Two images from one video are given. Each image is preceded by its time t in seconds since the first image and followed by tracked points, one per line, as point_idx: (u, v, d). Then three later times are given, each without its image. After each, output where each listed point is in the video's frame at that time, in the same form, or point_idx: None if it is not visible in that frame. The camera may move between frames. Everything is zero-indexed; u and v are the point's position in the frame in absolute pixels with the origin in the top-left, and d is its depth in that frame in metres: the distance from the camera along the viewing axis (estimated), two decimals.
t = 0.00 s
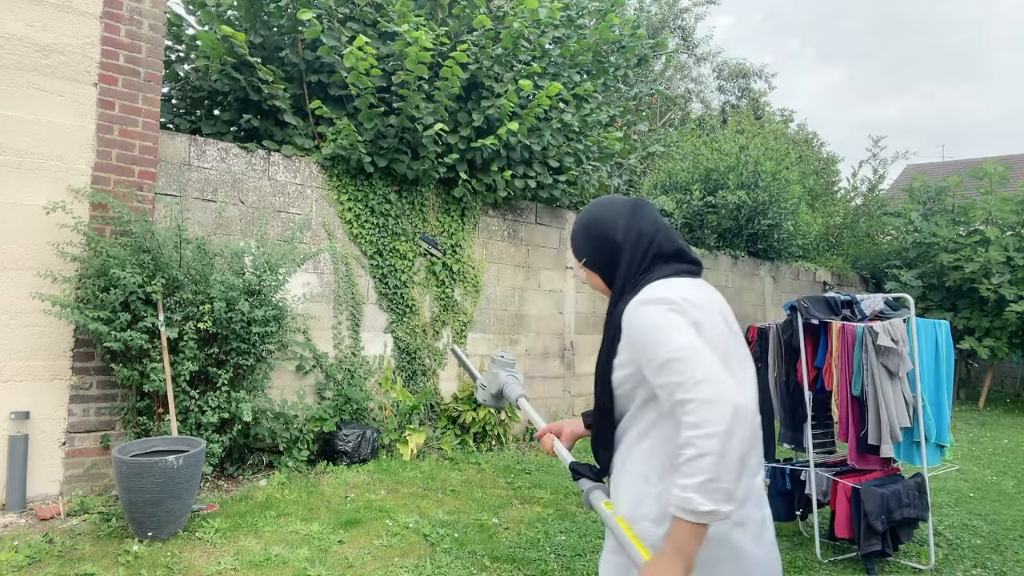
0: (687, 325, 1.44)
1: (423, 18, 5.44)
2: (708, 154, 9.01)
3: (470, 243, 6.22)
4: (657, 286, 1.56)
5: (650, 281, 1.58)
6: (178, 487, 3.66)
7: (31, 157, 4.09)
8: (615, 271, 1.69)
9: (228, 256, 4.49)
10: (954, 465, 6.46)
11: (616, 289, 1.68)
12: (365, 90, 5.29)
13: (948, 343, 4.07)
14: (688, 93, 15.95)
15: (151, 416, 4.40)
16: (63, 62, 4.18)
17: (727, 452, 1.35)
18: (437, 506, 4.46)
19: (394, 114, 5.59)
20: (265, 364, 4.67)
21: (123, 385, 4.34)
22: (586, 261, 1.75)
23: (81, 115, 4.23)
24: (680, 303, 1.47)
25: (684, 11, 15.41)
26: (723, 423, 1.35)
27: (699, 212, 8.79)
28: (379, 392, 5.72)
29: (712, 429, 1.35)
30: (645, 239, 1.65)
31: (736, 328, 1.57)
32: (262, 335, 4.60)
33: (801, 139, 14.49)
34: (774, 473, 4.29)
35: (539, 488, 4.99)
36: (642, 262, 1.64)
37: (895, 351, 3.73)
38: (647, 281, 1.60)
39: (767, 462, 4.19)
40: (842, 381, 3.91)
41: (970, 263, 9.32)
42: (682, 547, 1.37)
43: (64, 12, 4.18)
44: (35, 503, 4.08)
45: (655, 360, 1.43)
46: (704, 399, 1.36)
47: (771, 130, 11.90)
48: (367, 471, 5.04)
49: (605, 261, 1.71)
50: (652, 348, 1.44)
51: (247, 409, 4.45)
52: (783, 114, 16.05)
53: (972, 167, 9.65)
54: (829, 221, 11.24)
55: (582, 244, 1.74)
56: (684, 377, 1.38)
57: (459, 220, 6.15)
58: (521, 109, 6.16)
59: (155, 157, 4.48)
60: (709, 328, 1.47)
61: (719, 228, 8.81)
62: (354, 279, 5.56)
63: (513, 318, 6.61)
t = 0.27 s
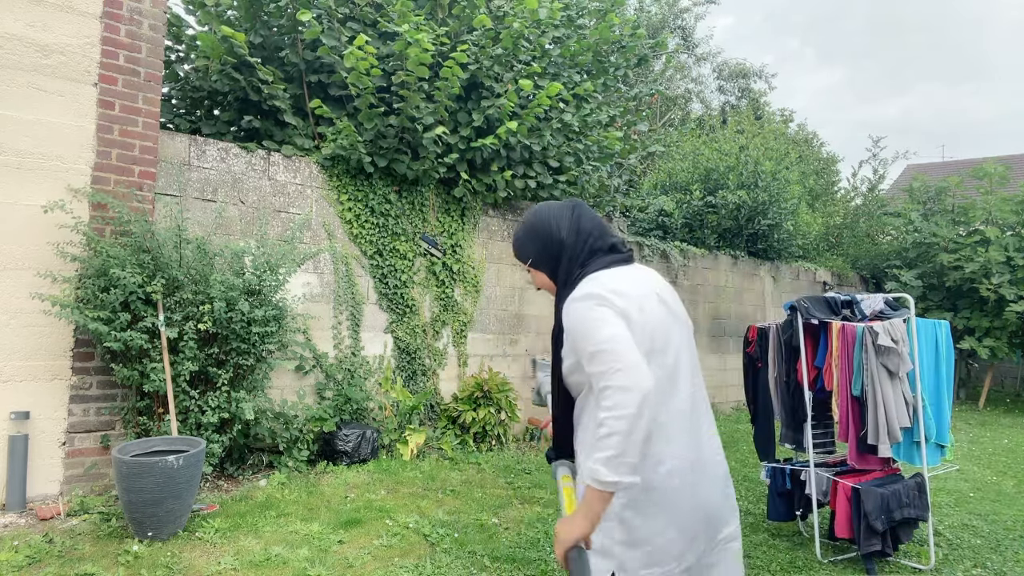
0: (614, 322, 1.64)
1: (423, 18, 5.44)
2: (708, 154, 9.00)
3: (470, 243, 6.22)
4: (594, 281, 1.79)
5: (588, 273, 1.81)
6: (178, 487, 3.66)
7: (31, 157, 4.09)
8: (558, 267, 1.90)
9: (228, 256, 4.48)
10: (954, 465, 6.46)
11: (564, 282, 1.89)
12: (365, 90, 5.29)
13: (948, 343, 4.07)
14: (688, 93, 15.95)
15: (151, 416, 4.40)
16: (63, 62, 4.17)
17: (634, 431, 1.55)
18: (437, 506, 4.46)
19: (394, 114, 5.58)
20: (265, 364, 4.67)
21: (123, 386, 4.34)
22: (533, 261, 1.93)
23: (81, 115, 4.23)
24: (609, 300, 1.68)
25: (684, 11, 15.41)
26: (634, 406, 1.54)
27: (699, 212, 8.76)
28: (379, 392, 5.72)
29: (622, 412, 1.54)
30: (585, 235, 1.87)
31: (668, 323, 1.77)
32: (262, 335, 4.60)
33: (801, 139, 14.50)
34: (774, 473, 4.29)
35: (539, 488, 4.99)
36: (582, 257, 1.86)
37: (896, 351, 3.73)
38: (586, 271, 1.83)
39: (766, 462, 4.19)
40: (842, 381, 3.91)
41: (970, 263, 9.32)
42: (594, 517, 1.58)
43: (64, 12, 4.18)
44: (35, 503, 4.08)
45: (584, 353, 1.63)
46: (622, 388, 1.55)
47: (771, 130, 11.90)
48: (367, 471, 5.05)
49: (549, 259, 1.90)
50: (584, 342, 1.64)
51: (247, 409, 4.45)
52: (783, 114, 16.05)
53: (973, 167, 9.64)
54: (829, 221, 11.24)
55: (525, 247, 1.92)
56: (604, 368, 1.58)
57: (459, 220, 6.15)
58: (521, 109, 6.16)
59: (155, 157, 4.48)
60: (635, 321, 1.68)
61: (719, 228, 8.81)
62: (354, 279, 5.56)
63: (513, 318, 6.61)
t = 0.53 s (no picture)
0: (604, 317, 1.71)
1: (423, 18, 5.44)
2: (708, 154, 9.00)
3: (470, 243, 6.22)
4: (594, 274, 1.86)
5: (592, 268, 1.87)
6: (178, 487, 3.66)
7: (31, 157, 4.09)
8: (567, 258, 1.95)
9: (228, 257, 4.48)
10: (954, 465, 6.46)
11: (567, 276, 1.93)
12: (365, 90, 5.29)
13: (948, 343, 4.07)
14: (688, 93, 15.95)
15: (151, 416, 4.40)
16: (63, 62, 4.18)
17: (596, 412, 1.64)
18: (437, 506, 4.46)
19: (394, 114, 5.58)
20: (265, 364, 4.67)
21: (123, 386, 4.34)
22: (544, 248, 1.96)
23: (81, 115, 4.23)
24: (605, 295, 1.75)
25: (684, 11, 15.41)
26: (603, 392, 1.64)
27: (699, 212, 8.75)
28: (379, 392, 5.73)
29: (601, 395, 1.64)
30: (593, 236, 1.96)
31: (654, 322, 1.85)
32: (262, 335, 4.60)
33: (801, 139, 14.50)
34: (774, 473, 4.29)
35: (539, 488, 4.99)
36: (587, 254, 1.93)
37: (896, 351, 3.73)
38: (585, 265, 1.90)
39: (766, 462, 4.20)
40: (842, 381, 3.91)
41: (970, 263, 9.33)
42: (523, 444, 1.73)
43: (64, 12, 4.18)
44: (35, 503, 4.08)
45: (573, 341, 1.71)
46: (602, 372, 1.64)
47: (771, 130, 11.90)
48: (367, 471, 5.05)
49: (558, 249, 1.95)
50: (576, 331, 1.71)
51: (247, 409, 4.45)
52: (783, 114, 16.06)
53: (973, 167, 9.64)
54: (829, 221, 11.24)
55: (539, 231, 1.95)
56: (587, 354, 1.67)
57: (459, 220, 6.15)
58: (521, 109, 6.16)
59: (155, 157, 4.48)
60: (625, 319, 1.75)
61: (719, 228, 8.81)
62: (354, 279, 5.56)
63: (513, 318, 6.61)
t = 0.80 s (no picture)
0: (614, 319, 1.98)
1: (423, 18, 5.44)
2: (708, 154, 9.00)
3: (470, 243, 6.23)
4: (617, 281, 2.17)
5: (617, 274, 2.19)
6: (178, 487, 3.66)
7: (31, 157, 4.09)
8: (594, 265, 2.22)
9: (228, 256, 4.48)
10: (954, 465, 6.46)
11: (595, 277, 2.20)
12: (365, 90, 5.28)
13: (948, 343, 4.07)
14: (688, 93, 15.96)
15: (151, 416, 4.40)
16: (63, 62, 4.17)
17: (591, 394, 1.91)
18: (437, 506, 4.46)
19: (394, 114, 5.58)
20: (265, 364, 4.67)
21: (123, 386, 4.33)
22: (575, 251, 2.20)
23: (81, 115, 4.23)
24: (620, 303, 2.03)
25: (684, 10, 15.41)
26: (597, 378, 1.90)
27: (699, 212, 8.75)
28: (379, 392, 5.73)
29: (589, 381, 1.89)
30: (612, 250, 2.27)
31: (656, 329, 2.12)
32: (262, 335, 4.60)
33: (800, 139, 14.50)
34: (774, 474, 4.29)
35: (539, 488, 4.99)
36: (609, 263, 2.23)
37: (896, 351, 3.73)
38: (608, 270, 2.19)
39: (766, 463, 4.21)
40: (842, 381, 3.91)
41: (970, 263, 9.33)
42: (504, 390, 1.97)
43: (64, 12, 4.18)
44: (35, 503, 4.08)
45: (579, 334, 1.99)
46: (594, 360, 1.91)
47: (771, 130, 11.90)
48: (367, 471, 5.05)
49: (587, 256, 2.21)
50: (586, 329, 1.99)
51: (247, 409, 4.44)
52: (783, 114, 16.06)
53: (973, 167, 9.64)
54: (829, 221, 11.24)
55: (577, 236, 2.18)
56: (587, 345, 1.93)
57: (459, 220, 6.15)
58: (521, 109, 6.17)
59: (155, 157, 4.48)
60: (635, 325, 2.03)
61: (719, 228, 8.81)
62: (354, 279, 5.55)
63: (513, 318, 6.61)
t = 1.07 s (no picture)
0: (614, 296, 2.38)
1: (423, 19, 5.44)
2: (708, 154, 9.00)
3: (470, 243, 6.23)
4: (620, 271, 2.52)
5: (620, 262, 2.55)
6: (178, 487, 3.66)
7: (31, 157, 4.09)
8: (603, 253, 2.55)
9: (228, 257, 4.48)
10: (954, 465, 6.46)
11: (601, 263, 2.55)
12: (365, 90, 5.28)
13: (948, 343, 4.07)
14: (688, 93, 15.96)
15: (151, 416, 4.40)
16: (63, 62, 4.17)
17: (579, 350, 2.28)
18: (437, 506, 4.46)
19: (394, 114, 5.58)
20: (265, 364, 4.67)
21: (123, 385, 4.34)
22: (590, 235, 2.55)
23: (80, 115, 4.23)
24: (623, 287, 2.42)
25: (684, 10, 15.41)
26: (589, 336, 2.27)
27: (699, 212, 8.72)
28: (379, 392, 5.73)
29: (579, 338, 2.26)
30: (621, 244, 2.61)
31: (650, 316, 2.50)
32: (262, 335, 4.60)
33: (801, 139, 14.51)
34: (774, 474, 4.30)
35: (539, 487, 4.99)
36: (615, 254, 2.57)
37: (896, 351, 3.72)
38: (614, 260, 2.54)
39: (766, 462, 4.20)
40: (842, 381, 3.91)
41: (970, 263, 9.33)
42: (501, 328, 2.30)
43: (64, 12, 4.18)
44: (35, 503, 4.08)
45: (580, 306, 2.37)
46: (588, 329, 2.28)
47: (771, 130, 11.90)
48: (367, 471, 5.05)
49: (599, 242, 2.55)
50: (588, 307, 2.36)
51: (247, 409, 4.44)
52: (783, 114, 16.06)
53: (973, 167, 9.64)
54: (829, 221, 11.24)
55: (594, 222, 2.54)
56: (585, 316, 2.31)
57: (459, 220, 6.15)
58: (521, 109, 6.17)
59: (155, 157, 4.48)
60: (631, 306, 2.40)
61: (719, 228, 8.80)
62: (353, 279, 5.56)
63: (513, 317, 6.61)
